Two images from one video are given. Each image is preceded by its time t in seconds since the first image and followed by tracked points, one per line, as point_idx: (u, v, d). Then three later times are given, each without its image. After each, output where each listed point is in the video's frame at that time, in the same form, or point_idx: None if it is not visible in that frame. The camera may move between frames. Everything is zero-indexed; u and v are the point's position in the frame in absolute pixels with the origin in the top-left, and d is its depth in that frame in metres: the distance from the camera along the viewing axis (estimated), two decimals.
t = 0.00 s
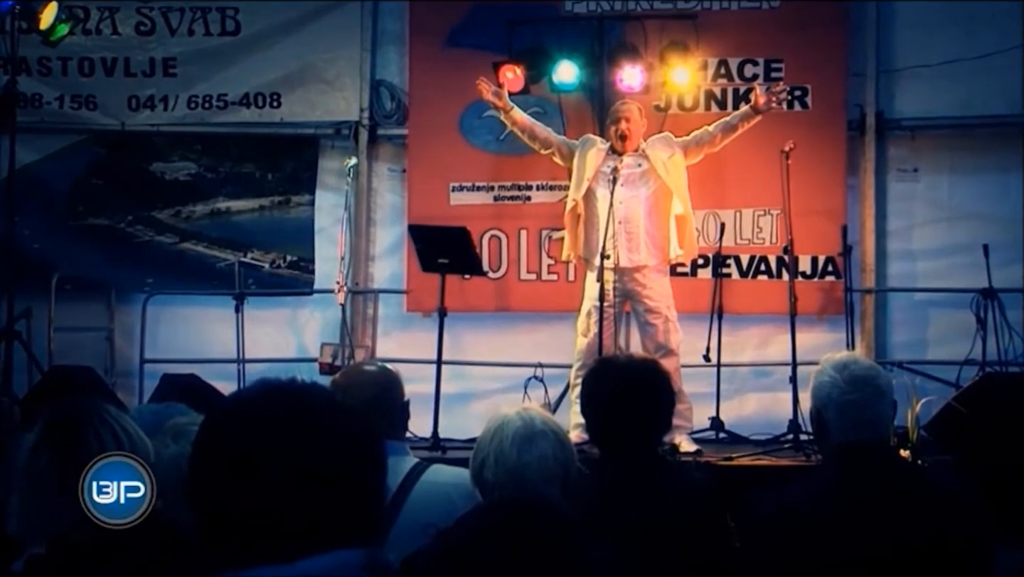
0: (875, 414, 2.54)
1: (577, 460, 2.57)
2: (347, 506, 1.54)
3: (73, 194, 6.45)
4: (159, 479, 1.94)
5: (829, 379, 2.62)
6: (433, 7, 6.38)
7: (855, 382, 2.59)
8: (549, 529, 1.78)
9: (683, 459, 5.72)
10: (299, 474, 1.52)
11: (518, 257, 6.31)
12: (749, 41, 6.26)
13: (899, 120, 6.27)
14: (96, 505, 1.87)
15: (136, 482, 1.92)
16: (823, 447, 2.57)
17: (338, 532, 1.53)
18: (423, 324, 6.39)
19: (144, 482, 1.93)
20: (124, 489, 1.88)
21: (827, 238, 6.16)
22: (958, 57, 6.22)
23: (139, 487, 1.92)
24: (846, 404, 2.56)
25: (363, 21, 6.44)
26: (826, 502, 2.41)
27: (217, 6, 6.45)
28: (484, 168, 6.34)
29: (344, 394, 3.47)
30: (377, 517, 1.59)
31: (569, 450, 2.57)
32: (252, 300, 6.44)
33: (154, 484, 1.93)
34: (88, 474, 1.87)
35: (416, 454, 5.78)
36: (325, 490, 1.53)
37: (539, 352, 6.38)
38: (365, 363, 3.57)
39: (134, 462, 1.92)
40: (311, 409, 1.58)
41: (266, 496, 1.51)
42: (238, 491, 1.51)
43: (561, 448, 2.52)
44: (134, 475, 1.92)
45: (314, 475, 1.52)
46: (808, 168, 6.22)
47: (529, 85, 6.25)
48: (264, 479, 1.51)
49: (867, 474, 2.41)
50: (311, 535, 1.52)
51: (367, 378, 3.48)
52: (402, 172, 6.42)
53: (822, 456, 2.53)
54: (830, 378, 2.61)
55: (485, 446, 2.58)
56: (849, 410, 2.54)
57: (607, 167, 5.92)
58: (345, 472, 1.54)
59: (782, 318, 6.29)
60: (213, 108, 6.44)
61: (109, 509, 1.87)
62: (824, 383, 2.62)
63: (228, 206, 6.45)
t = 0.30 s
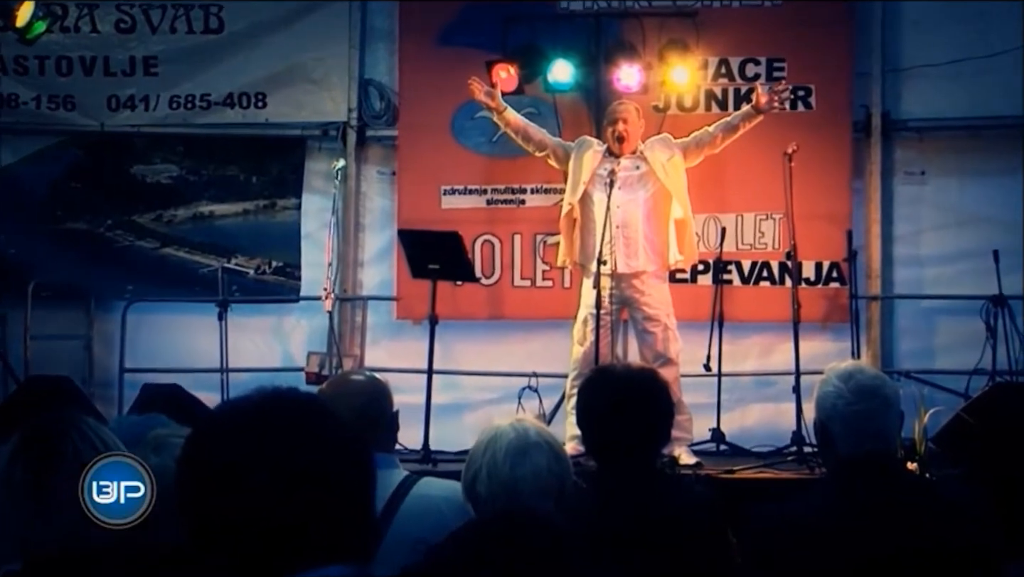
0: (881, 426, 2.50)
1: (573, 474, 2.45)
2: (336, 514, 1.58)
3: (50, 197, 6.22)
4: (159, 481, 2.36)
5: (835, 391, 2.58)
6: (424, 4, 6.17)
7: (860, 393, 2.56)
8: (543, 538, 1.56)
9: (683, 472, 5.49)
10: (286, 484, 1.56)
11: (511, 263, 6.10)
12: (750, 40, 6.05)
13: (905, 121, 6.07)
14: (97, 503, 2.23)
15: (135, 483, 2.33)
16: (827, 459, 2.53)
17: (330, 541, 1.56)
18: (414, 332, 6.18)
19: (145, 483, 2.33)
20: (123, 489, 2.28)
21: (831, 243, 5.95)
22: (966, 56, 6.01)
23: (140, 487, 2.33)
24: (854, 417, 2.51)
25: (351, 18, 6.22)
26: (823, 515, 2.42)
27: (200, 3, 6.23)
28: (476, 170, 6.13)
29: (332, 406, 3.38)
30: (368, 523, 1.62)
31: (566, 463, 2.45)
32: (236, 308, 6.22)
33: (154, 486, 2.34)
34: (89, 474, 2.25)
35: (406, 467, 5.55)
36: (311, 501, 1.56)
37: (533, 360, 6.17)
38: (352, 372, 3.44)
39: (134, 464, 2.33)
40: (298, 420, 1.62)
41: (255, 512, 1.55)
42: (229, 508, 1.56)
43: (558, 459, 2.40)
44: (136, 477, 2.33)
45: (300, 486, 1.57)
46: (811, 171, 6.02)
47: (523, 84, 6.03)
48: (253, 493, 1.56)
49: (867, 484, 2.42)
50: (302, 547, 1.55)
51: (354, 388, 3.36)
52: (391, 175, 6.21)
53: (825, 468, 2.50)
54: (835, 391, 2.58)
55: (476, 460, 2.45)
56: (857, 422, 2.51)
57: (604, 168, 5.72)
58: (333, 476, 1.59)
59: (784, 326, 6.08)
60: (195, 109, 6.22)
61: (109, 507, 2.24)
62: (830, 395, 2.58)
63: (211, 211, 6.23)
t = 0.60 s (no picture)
0: (888, 435, 2.49)
1: (569, 482, 2.37)
2: (331, 523, 1.52)
3: (30, 198, 6.04)
4: (157, 481, 2.63)
5: (839, 400, 2.57)
6: None
7: (866, 401, 2.54)
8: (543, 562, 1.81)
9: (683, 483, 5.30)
10: (273, 493, 1.51)
11: (506, 267, 5.92)
12: (752, 37, 5.88)
13: (913, 120, 5.88)
14: (99, 503, 2.60)
15: (136, 482, 2.63)
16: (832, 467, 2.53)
17: (325, 553, 1.51)
18: (406, 338, 5.99)
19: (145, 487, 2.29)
20: (125, 489, 2.61)
21: (837, 246, 5.79)
22: (976, 53, 5.82)
23: (139, 487, 2.61)
24: (859, 425, 2.51)
25: (341, 15, 6.04)
26: (829, 524, 2.40)
27: None
28: (470, 171, 5.94)
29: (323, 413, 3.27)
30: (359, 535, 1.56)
31: (562, 472, 2.37)
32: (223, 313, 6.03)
33: (153, 485, 2.61)
34: (91, 474, 2.60)
35: (397, 477, 5.36)
36: (301, 511, 1.51)
37: (529, 368, 5.97)
38: (343, 379, 3.33)
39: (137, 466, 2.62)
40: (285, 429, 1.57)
41: (244, 522, 1.51)
42: (216, 519, 1.52)
43: (554, 467, 2.33)
44: (137, 476, 2.62)
45: (289, 496, 1.51)
46: (816, 172, 5.84)
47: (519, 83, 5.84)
48: (241, 503, 1.51)
49: (873, 494, 2.39)
50: (295, 559, 1.50)
51: (343, 397, 3.23)
52: (383, 177, 6.02)
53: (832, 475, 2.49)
54: (840, 399, 2.57)
55: (471, 471, 2.36)
56: (862, 430, 2.50)
57: (603, 168, 5.53)
58: (323, 484, 1.53)
59: (788, 332, 5.90)
60: (180, 108, 6.02)
61: (111, 508, 2.61)
62: (833, 404, 2.57)
63: (197, 213, 6.04)
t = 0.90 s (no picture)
0: (898, 444, 2.50)
1: (567, 495, 2.40)
2: (321, 527, 1.53)
3: (7, 200, 5.81)
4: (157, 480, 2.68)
5: (848, 409, 2.58)
6: None
7: (874, 411, 2.55)
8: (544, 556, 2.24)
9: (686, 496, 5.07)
10: (263, 499, 1.53)
11: (502, 271, 5.72)
12: (756, 33, 5.68)
13: (924, 119, 5.69)
14: (99, 502, 2.56)
15: (135, 482, 2.69)
16: (841, 477, 2.55)
17: (318, 557, 1.52)
18: (398, 346, 5.78)
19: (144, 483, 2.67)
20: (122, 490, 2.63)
21: (844, 250, 5.59)
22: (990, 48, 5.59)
23: (140, 488, 2.65)
24: (868, 437, 2.52)
25: (331, 10, 5.83)
26: (838, 532, 2.48)
27: None
28: (464, 172, 5.74)
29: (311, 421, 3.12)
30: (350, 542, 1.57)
31: (560, 487, 2.39)
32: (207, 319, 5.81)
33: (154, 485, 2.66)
34: (91, 475, 2.59)
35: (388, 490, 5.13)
36: (292, 515, 1.53)
37: (526, 376, 5.76)
38: (332, 389, 3.16)
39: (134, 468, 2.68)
40: (270, 439, 1.60)
41: (237, 527, 1.53)
42: (207, 524, 1.54)
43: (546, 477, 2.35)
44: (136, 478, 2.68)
45: (280, 501, 1.53)
46: (822, 174, 5.64)
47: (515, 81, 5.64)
48: (233, 508, 1.53)
49: (881, 503, 2.45)
50: (290, 563, 1.51)
51: (334, 405, 3.08)
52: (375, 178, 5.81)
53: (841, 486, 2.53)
54: (848, 409, 2.58)
55: (465, 482, 2.40)
56: (871, 442, 2.51)
57: (603, 169, 5.34)
58: (314, 489, 1.55)
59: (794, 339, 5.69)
60: (164, 107, 5.83)
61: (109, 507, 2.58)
62: (842, 413, 2.58)
63: (181, 215, 5.82)
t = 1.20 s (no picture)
0: (907, 449, 2.37)
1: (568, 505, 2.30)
2: (320, 529, 1.48)
3: None
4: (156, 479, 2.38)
5: (854, 414, 2.45)
6: None
7: (882, 417, 2.43)
8: None
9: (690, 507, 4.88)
10: (260, 501, 1.48)
11: (500, 274, 5.53)
12: (762, 28, 5.49)
13: (935, 117, 5.50)
14: (99, 502, 2.39)
15: (138, 482, 2.39)
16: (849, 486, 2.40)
17: (317, 558, 1.47)
18: (392, 351, 5.59)
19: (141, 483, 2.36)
20: (124, 490, 2.39)
21: (854, 253, 5.41)
22: (1004, 44, 5.42)
23: (137, 488, 2.37)
24: (876, 441, 2.39)
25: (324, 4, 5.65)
26: (847, 538, 2.26)
27: None
28: (461, 172, 5.55)
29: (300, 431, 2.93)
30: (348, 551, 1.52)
31: (560, 497, 2.29)
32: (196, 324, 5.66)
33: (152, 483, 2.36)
34: (90, 474, 2.44)
35: (382, 500, 4.95)
36: (289, 517, 1.47)
37: (525, 383, 5.58)
38: (325, 394, 2.98)
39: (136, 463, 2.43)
40: (269, 440, 1.55)
41: (234, 528, 1.47)
42: (203, 526, 1.49)
43: (548, 489, 2.25)
44: (136, 477, 2.39)
45: (277, 503, 1.47)
46: (830, 173, 5.46)
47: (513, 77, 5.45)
48: (229, 509, 1.48)
49: (887, 508, 2.27)
50: (288, 565, 1.46)
51: (326, 412, 2.90)
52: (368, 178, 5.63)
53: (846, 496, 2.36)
54: (855, 413, 2.45)
55: (460, 492, 2.28)
56: (879, 447, 2.38)
57: (603, 169, 5.14)
58: (310, 493, 1.49)
59: (802, 344, 5.50)
60: (150, 104, 5.63)
61: (110, 508, 2.38)
62: (849, 418, 2.46)
63: (168, 217, 5.64)
